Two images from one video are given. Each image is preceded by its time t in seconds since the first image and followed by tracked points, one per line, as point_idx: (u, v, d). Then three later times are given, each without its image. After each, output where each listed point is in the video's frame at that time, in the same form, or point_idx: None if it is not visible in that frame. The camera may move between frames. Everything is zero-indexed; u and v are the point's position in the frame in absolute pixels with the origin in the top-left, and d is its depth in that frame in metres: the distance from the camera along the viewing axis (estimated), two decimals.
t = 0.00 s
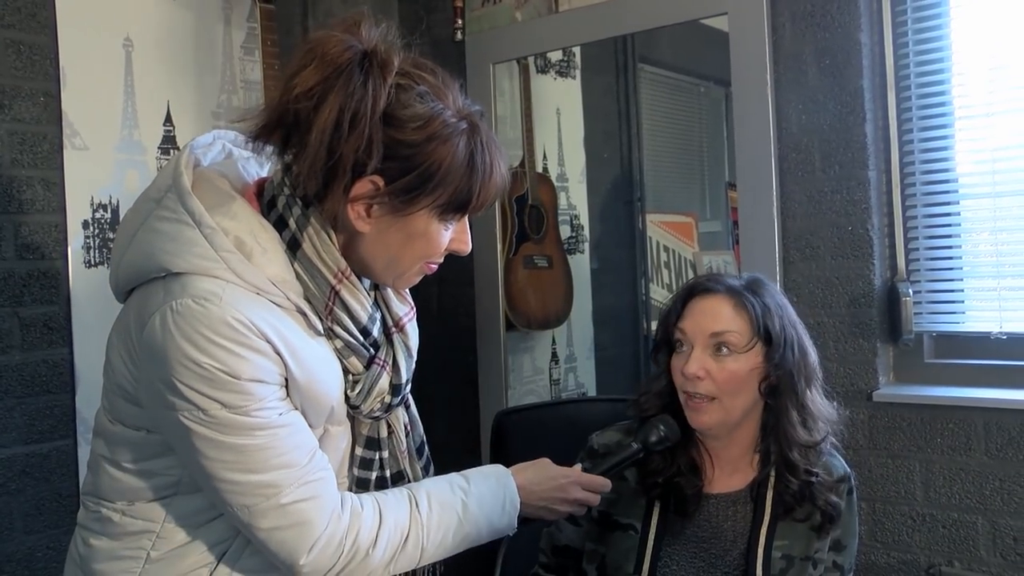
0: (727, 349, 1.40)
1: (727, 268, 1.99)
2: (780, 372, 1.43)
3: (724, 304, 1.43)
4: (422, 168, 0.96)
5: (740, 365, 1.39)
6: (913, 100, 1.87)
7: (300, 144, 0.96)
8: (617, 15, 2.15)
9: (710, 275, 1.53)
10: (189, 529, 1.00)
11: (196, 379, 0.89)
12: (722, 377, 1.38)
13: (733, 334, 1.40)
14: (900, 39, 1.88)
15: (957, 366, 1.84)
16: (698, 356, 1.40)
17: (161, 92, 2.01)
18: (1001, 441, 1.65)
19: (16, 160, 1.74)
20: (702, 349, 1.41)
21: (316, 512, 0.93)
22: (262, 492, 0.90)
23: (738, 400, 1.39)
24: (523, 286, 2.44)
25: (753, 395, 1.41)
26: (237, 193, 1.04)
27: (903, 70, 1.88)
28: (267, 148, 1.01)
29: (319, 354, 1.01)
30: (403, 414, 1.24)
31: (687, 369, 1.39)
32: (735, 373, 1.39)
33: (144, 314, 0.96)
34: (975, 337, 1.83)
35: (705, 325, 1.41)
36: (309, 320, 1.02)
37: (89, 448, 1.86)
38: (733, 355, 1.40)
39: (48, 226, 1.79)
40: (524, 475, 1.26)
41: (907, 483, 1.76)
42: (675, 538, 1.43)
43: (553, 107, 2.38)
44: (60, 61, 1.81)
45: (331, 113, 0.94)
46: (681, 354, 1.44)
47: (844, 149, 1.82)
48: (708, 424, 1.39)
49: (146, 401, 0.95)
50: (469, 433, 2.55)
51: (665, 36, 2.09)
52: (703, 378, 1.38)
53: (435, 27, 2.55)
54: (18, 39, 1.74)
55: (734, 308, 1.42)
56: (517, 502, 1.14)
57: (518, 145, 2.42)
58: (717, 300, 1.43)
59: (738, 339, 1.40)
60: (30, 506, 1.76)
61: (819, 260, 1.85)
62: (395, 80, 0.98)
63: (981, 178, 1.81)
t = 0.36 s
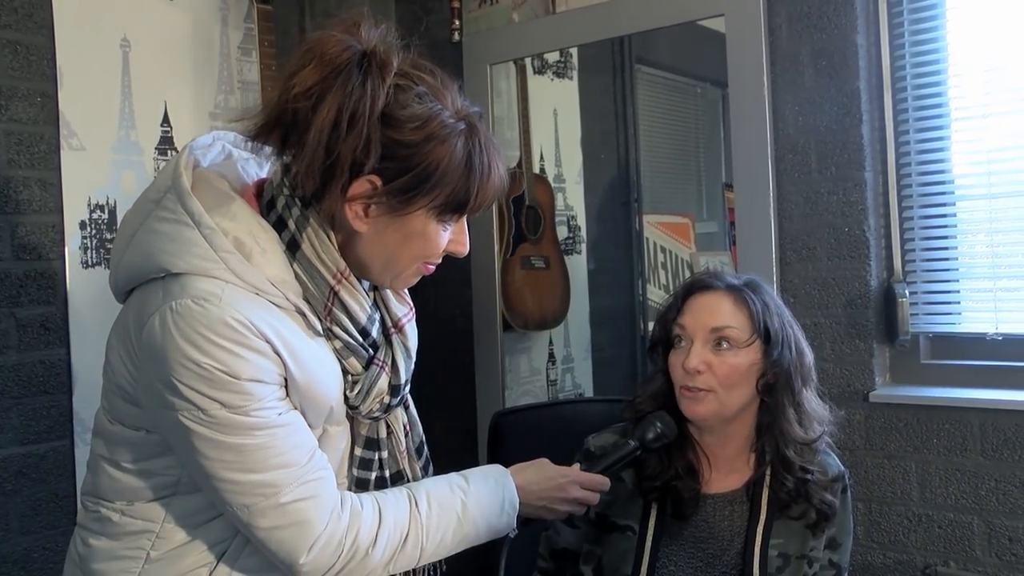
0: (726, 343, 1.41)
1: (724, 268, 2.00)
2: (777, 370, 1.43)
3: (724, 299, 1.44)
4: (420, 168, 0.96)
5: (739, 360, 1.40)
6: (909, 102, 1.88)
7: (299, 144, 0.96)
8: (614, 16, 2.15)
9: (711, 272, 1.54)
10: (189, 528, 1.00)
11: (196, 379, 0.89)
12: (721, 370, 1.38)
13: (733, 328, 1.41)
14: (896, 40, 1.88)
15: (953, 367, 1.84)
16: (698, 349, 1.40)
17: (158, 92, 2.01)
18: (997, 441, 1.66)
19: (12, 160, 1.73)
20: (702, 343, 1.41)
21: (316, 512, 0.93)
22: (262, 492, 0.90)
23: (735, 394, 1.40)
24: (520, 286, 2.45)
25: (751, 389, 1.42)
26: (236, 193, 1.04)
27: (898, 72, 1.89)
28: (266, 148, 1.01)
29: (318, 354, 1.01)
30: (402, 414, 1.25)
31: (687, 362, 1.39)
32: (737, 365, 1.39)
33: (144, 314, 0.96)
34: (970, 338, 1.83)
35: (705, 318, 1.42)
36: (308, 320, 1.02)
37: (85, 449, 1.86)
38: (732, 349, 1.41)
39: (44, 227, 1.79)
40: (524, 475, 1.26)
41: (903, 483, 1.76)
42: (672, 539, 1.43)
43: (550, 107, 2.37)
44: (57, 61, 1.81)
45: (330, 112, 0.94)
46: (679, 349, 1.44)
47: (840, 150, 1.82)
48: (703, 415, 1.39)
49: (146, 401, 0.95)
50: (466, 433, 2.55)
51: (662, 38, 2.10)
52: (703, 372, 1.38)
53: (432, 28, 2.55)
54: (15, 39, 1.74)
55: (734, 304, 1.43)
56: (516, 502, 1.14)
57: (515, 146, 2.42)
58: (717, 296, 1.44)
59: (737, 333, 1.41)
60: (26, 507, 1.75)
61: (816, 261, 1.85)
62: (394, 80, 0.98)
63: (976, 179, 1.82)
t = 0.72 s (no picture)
0: (721, 342, 1.41)
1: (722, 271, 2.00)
2: (770, 373, 1.43)
3: (722, 300, 1.44)
4: (418, 171, 0.96)
5: (732, 360, 1.40)
6: (906, 105, 1.89)
7: (298, 147, 0.97)
8: (612, 20, 2.15)
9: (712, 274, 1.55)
10: (188, 531, 1.00)
11: (195, 382, 0.89)
12: (714, 369, 1.38)
13: (727, 328, 1.41)
14: (893, 44, 1.89)
15: (950, 370, 1.85)
16: (691, 347, 1.41)
17: (157, 95, 2.01)
18: (994, 444, 1.66)
19: (11, 163, 1.73)
20: (696, 341, 1.42)
21: (314, 514, 0.93)
22: (261, 494, 0.91)
23: (728, 393, 1.40)
24: (518, 289, 2.45)
25: (744, 389, 1.42)
26: (235, 197, 1.04)
27: (896, 75, 1.89)
28: (266, 151, 1.02)
29: (317, 357, 1.01)
30: (400, 418, 1.25)
31: (680, 358, 1.39)
32: (730, 364, 1.39)
33: (143, 318, 0.96)
34: (967, 341, 1.84)
35: (700, 317, 1.42)
36: (307, 324, 1.02)
37: (84, 451, 1.86)
38: (727, 349, 1.41)
39: (43, 229, 1.79)
40: (522, 477, 1.27)
41: (901, 486, 1.77)
42: (666, 539, 1.43)
43: (548, 110, 2.38)
44: (56, 64, 1.81)
45: (329, 115, 0.94)
46: (675, 346, 1.45)
47: (838, 153, 1.83)
48: (694, 412, 1.39)
49: (145, 404, 0.95)
50: (464, 435, 2.55)
51: (660, 41, 2.10)
52: (695, 368, 1.38)
53: (431, 31, 2.55)
54: (14, 42, 1.74)
55: (731, 305, 1.44)
56: (515, 504, 1.14)
57: (514, 149, 2.43)
58: (715, 297, 1.45)
59: (731, 333, 1.41)
60: (24, 510, 1.75)
61: (814, 264, 1.86)
62: (393, 84, 0.98)
63: (974, 182, 1.82)
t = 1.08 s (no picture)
0: (720, 346, 1.41)
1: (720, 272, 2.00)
2: (767, 385, 1.43)
3: (727, 306, 1.46)
4: (415, 175, 0.96)
5: (731, 363, 1.40)
6: (903, 106, 1.89)
7: (296, 149, 0.97)
8: (610, 22, 2.16)
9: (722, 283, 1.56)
10: (186, 532, 1.00)
11: (192, 385, 0.89)
12: (712, 371, 1.39)
13: (728, 332, 1.42)
14: (889, 45, 1.90)
15: (946, 370, 1.85)
16: (690, 349, 1.41)
17: (155, 97, 2.02)
18: (991, 444, 1.67)
19: (10, 166, 1.74)
20: (696, 342, 1.42)
21: (312, 515, 0.94)
22: (258, 496, 0.91)
23: (726, 398, 1.40)
24: (516, 291, 2.45)
25: (741, 396, 1.42)
26: (232, 200, 1.04)
27: (893, 76, 1.90)
28: (263, 153, 1.02)
29: (313, 359, 1.01)
30: (398, 419, 1.25)
31: (678, 356, 1.40)
32: (728, 368, 1.39)
33: (140, 320, 0.96)
34: (964, 341, 1.84)
35: (701, 322, 1.43)
36: (303, 326, 1.03)
37: (83, 453, 1.86)
38: (726, 353, 1.41)
39: (41, 232, 1.79)
40: (519, 476, 1.27)
41: (898, 486, 1.77)
42: (664, 546, 1.43)
43: (546, 112, 2.38)
44: (54, 67, 1.81)
45: (328, 118, 0.94)
46: (676, 347, 1.46)
47: (835, 154, 1.83)
48: (689, 415, 1.39)
49: (142, 406, 0.95)
50: (463, 436, 2.55)
51: (658, 43, 2.11)
52: (692, 368, 1.39)
53: (428, 33, 2.55)
54: (12, 45, 1.74)
55: (735, 312, 1.45)
56: (511, 503, 1.14)
57: (512, 150, 2.44)
58: (721, 303, 1.46)
59: (732, 338, 1.42)
60: (23, 512, 1.75)
61: (811, 264, 1.86)
62: (392, 87, 0.99)
63: (971, 183, 1.82)
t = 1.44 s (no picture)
0: (717, 350, 1.42)
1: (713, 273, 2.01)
2: (765, 390, 1.43)
3: (725, 310, 1.46)
4: (405, 175, 0.97)
5: (727, 368, 1.40)
6: (895, 106, 1.90)
7: (286, 149, 0.97)
8: (603, 23, 2.16)
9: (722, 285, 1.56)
10: (177, 533, 1.00)
11: (182, 384, 0.89)
12: (707, 374, 1.39)
13: (725, 337, 1.42)
14: (881, 46, 1.90)
15: (938, 369, 1.86)
16: (687, 352, 1.42)
17: (148, 98, 2.01)
18: (982, 443, 1.67)
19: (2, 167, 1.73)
20: (693, 346, 1.43)
21: (303, 514, 0.94)
22: (249, 495, 0.91)
23: (722, 402, 1.40)
24: (509, 291, 2.45)
25: (738, 401, 1.42)
26: (222, 200, 1.04)
27: (884, 77, 1.90)
28: (254, 153, 1.02)
29: (304, 359, 1.01)
30: (389, 419, 1.25)
31: (674, 360, 1.41)
32: (724, 373, 1.40)
33: (130, 320, 0.96)
34: (955, 340, 1.85)
35: (698, 325, 1.44)
36: (293, 325, 1.03)
37: (75, 455, 1.86)
38: (722, 357, 1.41)
39: (33, 233, 1.79)
40: (509, 476, 1.27)
41: (890, 485, 1.77)
42: (661, 546, 1.44)
43: (539, 113, 2.39)
44: (46, 67, 1.81)
45: (319, 118, 0.94)
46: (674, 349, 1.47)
47: (827, 154, 1.84)
48: (683, 417, 1.40)
49: (133, 406, 0.95)
50: (456, 437, 2.55)
51: (650, 44, 2.11)
52: (687, 372, 1.40)
53: (422, 34, 2.56)
54: (4, 45, 1.74)
55: (733, 317, 1.45)
56: (503, 502, 1.15)
57: (505, 151, 2.44)
58: (720, 307, 1.46)
59: (729, 343, 1.42)
60: (15, 514, 1.75)
61: (803, 264, 1.87)
62: (383, 88, 0.99)
63: (962, 183, 1.83)
